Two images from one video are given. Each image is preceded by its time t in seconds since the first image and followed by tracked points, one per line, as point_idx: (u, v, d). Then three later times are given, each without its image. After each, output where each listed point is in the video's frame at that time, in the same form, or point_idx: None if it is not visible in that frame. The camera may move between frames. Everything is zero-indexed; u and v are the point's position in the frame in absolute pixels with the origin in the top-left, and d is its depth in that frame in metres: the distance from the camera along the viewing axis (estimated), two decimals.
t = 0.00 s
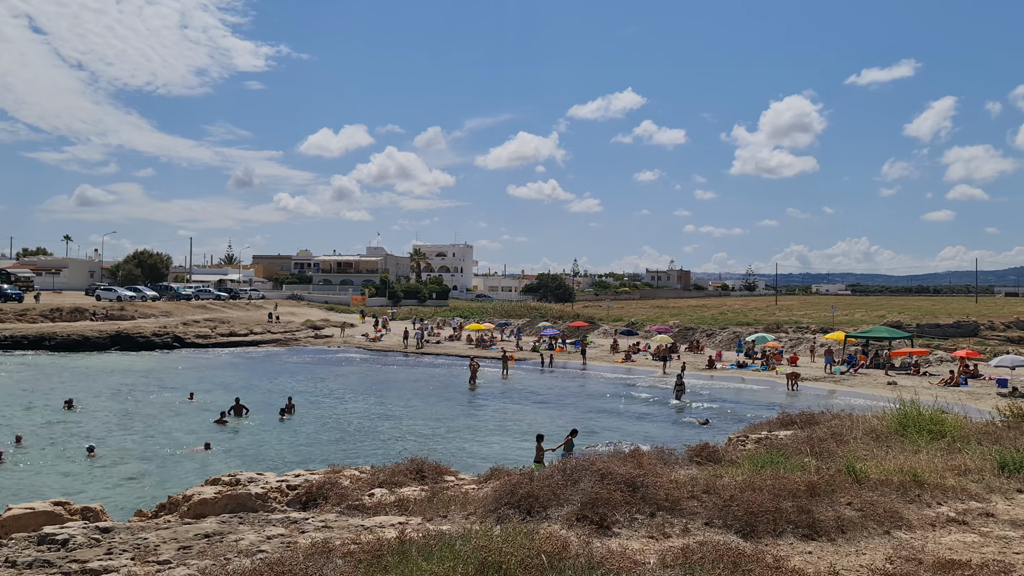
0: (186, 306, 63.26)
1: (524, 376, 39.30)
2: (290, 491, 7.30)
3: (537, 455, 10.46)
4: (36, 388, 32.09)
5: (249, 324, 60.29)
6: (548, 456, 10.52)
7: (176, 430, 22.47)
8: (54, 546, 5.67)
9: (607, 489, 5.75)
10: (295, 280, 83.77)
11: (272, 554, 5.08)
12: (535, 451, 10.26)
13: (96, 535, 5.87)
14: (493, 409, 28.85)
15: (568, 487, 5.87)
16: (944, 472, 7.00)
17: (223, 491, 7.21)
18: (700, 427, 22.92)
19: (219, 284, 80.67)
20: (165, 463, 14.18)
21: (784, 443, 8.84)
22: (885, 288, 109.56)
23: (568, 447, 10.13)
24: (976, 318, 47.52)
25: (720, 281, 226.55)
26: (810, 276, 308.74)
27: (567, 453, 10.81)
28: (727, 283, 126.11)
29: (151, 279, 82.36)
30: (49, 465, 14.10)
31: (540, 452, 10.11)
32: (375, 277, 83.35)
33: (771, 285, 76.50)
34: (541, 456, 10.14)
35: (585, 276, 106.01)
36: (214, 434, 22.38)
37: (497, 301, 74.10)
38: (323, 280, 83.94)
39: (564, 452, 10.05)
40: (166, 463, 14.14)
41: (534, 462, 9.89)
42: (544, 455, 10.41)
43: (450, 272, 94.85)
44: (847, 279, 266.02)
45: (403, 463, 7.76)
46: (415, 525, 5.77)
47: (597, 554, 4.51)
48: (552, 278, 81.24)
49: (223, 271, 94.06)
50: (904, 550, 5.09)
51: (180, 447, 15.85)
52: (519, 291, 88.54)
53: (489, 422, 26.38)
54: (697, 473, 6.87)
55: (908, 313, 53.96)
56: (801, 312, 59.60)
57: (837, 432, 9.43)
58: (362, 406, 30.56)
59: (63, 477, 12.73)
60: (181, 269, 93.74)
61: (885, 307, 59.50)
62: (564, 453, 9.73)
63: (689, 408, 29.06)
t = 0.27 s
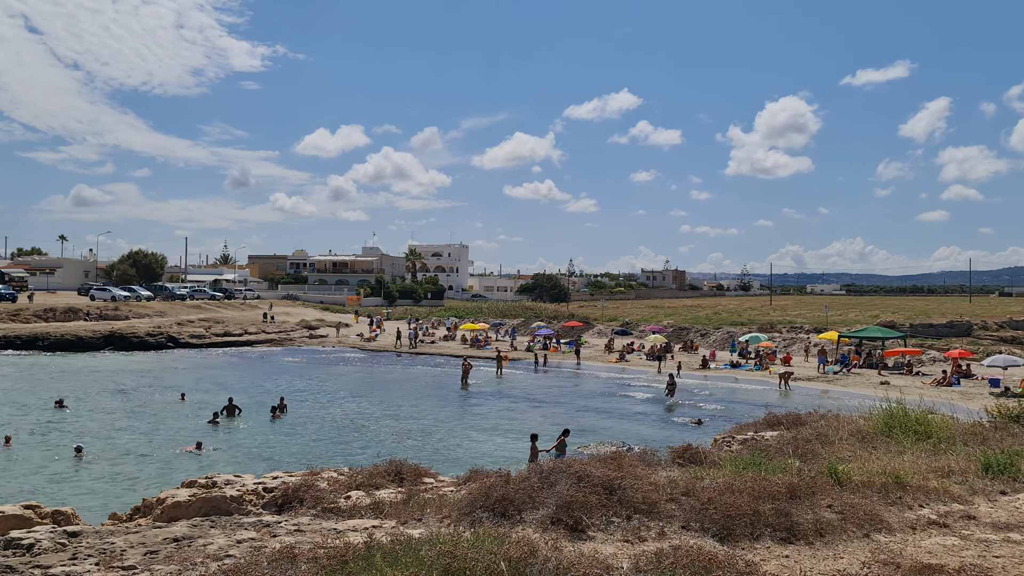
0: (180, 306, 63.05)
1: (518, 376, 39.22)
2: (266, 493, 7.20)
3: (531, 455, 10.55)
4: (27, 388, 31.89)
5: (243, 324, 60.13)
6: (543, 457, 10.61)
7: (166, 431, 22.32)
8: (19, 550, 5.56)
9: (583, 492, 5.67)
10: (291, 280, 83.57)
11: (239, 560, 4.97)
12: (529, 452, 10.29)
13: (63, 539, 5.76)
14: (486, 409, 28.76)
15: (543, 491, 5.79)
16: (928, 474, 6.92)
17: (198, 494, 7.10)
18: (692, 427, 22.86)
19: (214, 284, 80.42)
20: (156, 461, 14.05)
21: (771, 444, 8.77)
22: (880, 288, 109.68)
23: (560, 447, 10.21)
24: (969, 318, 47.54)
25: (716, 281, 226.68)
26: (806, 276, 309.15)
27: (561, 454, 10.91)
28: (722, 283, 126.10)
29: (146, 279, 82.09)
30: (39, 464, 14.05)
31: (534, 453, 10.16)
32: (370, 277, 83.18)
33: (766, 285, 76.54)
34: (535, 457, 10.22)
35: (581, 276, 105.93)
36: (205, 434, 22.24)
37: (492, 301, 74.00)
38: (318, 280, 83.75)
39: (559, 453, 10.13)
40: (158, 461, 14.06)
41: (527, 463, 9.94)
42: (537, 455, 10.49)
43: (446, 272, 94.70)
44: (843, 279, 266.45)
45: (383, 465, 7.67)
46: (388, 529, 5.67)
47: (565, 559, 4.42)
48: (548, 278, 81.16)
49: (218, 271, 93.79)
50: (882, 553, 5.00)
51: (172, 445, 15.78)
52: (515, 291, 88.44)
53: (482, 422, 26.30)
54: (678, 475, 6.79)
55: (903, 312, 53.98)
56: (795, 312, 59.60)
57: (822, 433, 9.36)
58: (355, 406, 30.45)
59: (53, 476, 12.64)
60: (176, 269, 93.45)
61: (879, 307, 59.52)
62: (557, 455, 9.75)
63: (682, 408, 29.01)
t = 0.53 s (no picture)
0: (174, 306, 62.75)
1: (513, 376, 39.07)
2: (242, 495, 7.06)
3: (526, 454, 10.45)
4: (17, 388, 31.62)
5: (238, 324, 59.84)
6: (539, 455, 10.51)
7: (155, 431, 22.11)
8: None
9: (560, 493, 5.55)
10: (286, 280, 83.29)
11: (205, 564, 4.83)
12: (524, 450, 10.16)
13: (28, 543, 5.62)
14: (479, 409, 28.61)
15: (521, 493, 5.66)
16: (913, 474, 6.83)
17: (171, 496, 6.94)
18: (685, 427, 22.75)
19: (209, 284, 80.07)
20: (144, 461, 13.90)
21: (758, 444, 8.67)
22: (875, 288, 109.74)
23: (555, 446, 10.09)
24: (963, 318, 47.53)
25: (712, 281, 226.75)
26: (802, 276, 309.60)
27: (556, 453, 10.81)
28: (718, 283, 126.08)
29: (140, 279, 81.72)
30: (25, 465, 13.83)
31: (530, 451, 10.05)
32: (366, 277, 82.92)
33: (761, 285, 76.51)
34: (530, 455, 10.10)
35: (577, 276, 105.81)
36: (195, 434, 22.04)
37: (488, 300, 73.84)
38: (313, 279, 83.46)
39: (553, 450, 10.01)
40: (146, 461, 13.88)
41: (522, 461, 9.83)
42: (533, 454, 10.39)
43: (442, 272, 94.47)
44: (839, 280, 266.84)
45: (362, 466, 7.55)
46: (362, 532, 5.54)
47: (537, 564, 4.30)
48: (544, 278, 81.01)
49: (213, 270, 93.43)
50: (864, 556, 4.89)
51: (160, 445, 15.54)
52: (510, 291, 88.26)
53: (475, 421, 26.17)
54: (660, 476, 6.68)
55: (898, 312, 53.98)
56: (790, 312, 59.53)
57: (811, 433, 9.25)
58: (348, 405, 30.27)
59: (36, 477, 12.44)
60: (170, 269, 93.02)
61: (874, 307, 59.56)
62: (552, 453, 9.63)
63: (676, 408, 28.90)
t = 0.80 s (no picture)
0: (168, 306, 62.45)
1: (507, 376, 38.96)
2: (217, 501, 6.89)
3: (522, 456, 10.37)
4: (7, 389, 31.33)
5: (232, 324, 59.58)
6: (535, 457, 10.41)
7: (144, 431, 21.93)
8: None
9: (538, 501, 5.40)
10: (281, 280, 83.05)
11: None
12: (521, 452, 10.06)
13: None
14: (473, 410, 28.47)
15: (498, 502, 5.52)
16: (902, 479, 6.70)
17: (143, 503, 6.77)
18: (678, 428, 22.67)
19: (204, 284, 79.72)
20: (134, 461, 13.74)
21: (747, 448, 8.55)
22: (871, 288, 109.91)
23: (550, 448, 9.95)
24: (958, 318, 47.59)
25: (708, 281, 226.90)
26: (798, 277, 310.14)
27: (552, 454, 10.75)
28: (714, 283, 126.16)
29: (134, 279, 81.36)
30: (10, 466, 13.65)
31: (526, 454, 9.93)
32: (361, 277, 82.72)
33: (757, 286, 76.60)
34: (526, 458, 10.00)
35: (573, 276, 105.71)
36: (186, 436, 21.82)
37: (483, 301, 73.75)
38: (308, 280, 83.22)
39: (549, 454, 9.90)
40: (135, 461, 13.71)
41: (518, 463, 9.76)
42: (530, 456, 10.30)
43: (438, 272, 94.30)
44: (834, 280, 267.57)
45: (341, 472, 7.38)
46: (334, 541, 5.38)
47: None
48: (539, 278, 80.96)
49: (208, 271, 93.09)
50: (849, 565, 4.75)
51: (146, 445, 15.36)
52: (506, 291, 88.17)
53: (468, 422, 26.03)
54: (644, 482, 6.53)
55: (892, 312, 54.08)
56: (785, 312, 59.55)
57: (800, 436, 9.13)
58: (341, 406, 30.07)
59: (18, 479, 12.22)
60: (165, 269, 92.70)
61: (869, 307, 59.59)
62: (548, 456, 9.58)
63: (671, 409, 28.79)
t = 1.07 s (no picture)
0: (160, 306, 62.08)
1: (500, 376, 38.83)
2: (189, 507, 6.73)
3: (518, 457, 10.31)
4: None
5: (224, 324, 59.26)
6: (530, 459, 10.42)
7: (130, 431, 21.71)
8: None
9: (514, 509, 5.27)
10: (275, 280, 82.72)
11: None
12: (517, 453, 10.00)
13: None
14: (464, 411, 28.33)
15: (473, 509, 5.38)
16: (887, 484, 6.59)
17: (113, 510, 6.60)
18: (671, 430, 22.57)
19: (197, 284, 79.31)
20: (114, 460, 13.50)
21: (733, 451, 8.43)
22: (865, 288, 110.11)
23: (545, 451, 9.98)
24: (951, 318, 47.65)
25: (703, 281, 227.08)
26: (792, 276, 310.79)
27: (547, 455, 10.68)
28: (709, 282, 126.19)
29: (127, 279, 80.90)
30: None
31: (520, 456, 9.82)
32: (355, 277, 82.42)
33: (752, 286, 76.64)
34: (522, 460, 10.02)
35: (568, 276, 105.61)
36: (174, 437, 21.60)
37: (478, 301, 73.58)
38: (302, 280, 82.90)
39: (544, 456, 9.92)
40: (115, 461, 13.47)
41: (513, 464, 9.71)
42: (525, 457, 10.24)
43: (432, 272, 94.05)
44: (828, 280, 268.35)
45: (318, 478, 7.23)
46: (304, 549, 5.24)
47: None
48: (534, 278, 80.83)
49: (201, 271, 92.64)
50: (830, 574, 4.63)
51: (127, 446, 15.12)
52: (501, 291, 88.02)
53: (460, 422, 25.87)
54: (625, 488, 6.41)
55: (886, 313, 54.15)
56: (780, 312, 59.56)
57: (786, 440, 9.02)
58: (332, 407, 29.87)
59: None
60: (157, 270, 92.20)
61: (863, 307, 59.63)
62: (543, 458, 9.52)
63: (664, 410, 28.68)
